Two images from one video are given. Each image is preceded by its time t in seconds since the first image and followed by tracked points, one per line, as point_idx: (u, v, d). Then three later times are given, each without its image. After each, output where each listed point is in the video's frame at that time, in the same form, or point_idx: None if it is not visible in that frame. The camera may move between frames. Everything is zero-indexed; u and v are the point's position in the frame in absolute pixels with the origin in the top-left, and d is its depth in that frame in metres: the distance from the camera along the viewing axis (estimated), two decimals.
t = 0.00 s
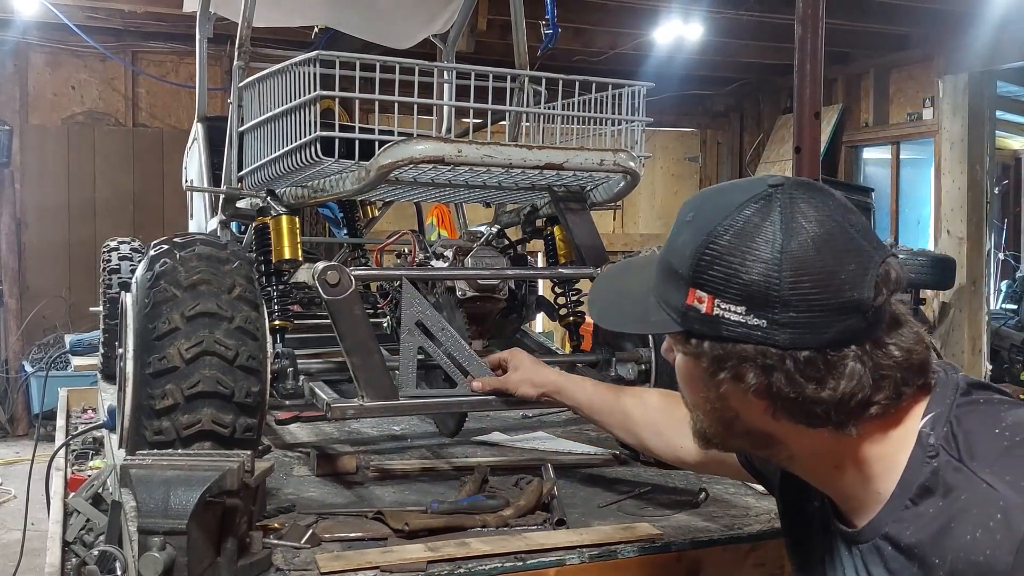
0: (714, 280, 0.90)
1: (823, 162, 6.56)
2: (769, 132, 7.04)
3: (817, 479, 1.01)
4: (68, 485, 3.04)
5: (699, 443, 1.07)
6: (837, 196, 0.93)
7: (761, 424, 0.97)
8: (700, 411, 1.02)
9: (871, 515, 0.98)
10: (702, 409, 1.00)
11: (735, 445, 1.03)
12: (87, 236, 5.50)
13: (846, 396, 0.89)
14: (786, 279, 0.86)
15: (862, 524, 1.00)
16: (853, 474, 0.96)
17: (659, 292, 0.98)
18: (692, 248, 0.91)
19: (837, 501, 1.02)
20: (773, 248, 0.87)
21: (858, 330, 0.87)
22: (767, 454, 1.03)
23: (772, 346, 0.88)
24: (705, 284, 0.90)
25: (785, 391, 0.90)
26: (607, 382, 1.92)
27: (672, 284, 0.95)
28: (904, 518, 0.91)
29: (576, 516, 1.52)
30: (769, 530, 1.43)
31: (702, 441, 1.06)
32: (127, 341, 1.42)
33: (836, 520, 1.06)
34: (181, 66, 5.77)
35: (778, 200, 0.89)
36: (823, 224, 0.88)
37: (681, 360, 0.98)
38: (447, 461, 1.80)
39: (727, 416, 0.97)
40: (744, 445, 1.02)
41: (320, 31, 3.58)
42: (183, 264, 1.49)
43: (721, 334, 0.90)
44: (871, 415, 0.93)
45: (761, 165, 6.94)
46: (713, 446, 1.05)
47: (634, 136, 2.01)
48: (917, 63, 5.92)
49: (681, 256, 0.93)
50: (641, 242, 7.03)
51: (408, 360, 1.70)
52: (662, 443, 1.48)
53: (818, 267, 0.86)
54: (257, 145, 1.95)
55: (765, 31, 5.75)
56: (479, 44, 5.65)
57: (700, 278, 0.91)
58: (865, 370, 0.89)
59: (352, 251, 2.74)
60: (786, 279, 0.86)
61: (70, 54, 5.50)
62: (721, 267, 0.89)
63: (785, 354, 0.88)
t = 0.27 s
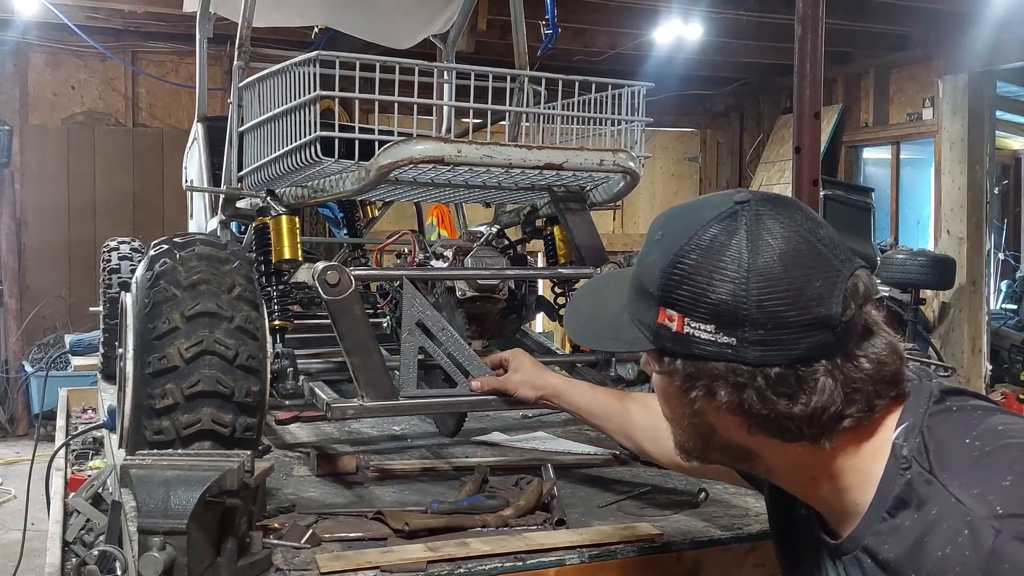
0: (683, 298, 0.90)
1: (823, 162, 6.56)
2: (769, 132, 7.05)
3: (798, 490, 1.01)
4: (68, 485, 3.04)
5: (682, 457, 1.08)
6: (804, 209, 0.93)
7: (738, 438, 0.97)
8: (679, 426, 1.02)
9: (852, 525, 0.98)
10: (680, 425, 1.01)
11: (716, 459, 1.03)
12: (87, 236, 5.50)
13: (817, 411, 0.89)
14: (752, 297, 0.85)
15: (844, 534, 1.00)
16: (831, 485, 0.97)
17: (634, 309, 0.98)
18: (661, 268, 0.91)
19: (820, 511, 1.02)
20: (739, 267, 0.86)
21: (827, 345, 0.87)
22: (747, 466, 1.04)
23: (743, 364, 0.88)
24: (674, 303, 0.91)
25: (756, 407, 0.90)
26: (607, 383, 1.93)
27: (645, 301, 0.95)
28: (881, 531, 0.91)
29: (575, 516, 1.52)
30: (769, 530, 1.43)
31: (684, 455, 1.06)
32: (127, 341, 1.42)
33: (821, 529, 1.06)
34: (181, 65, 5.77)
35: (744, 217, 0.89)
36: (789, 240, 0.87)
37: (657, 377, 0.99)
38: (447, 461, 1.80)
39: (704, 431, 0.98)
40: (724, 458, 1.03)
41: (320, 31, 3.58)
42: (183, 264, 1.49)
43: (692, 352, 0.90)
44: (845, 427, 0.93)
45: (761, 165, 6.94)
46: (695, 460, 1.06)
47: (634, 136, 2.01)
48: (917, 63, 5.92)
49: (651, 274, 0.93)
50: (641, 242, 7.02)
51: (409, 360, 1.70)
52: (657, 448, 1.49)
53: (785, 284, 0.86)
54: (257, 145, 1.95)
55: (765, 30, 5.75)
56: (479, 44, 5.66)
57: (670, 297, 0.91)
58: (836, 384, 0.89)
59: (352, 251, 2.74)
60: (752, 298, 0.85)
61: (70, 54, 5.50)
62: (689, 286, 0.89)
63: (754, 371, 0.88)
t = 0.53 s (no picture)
0: (685, 294, 0.89)
1: (823, 162, 6.56)
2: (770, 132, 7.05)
3: (795, 488, 1.01)
4: (68, 485, 3.04)
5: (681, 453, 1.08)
6: (809, 207, 0.93)
7: (738, 435, 0.97)
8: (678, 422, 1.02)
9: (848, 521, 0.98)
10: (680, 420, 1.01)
11: (715, 457, 1.03)
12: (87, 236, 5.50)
13: (819, 409, 0.89)
14: (756, 294, 0.85)
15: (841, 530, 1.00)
16: (830, 484, 0.97)
17: (635, 304, 0.98)
18: (664, 263, 0.91)
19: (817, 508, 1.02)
20: (743, 263, 0.86)
21: (829, 344, 0.87)
22: (744, 463, 1.03)
23: (745, 360, 0.88)
24: (677, 298, 0.91)
25: (758, 404, 0.90)
26: (607, 383, 1.93)
27: (646, 296, 0.95)
28: (876, 528, 0.91)
29: (576, 516, 1.52)
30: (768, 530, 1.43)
31: (683, 452, 1.06)
32: (127, 341, 1.42)
33: (818, 526, 1.06)
34: (181, 65, 5.76)
35: (748, 214, 0.89)
36: (793, 237, 0.87)
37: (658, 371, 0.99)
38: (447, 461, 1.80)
39: (704, 427, 0.98)
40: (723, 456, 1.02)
41: (320, 31, 3.58)
42: (183, 264, 1.49)
43: (694, 347, 0.90)
44: (845, 426, 0.93)
45: (761, 165, 6.94)
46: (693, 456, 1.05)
47: (634, 136, 2.01)
48: (917, 63, 5.92)
49: (654, 270, 0.93)
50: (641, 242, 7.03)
51: (409, 360, 1.70)
52: (655, 454, 1.46)
53: (789, 281, 0.86)
54: (257, 145, 1.95)
55: (765, 30, 5.75)
56: (479, 44, 5.66)
57: (672, 293, 0.91)
58: (838, 383, 0.89)
59: (352, 251, 2.74)
60: (755, 294, 0.85)
61: (70, 54, 5.50)
62: (693, 280, 0.89)
63: (756, 368, 0.88)
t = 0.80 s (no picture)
0: (696, 288, 0.89)
1: (823, 162, 6.56)
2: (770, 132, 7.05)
3: (801, 484, 1.01)
4: (68, 485, 3.04)
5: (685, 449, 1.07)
6: (819, 204, 0.93)
7: (746, 432, 0.97)
8: (684, 419, 1.01)
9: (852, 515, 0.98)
10: (686, 416, 1.00)
11: (721, 453, 1.03)
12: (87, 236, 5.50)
13: (829, 405, 0.89)
14: (768, 288, 0.85)
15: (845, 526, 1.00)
16: (837, 480, 0.97)
17: (644, 299, 0.98)
18: (676, 257, 0.91)
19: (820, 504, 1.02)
20: (756, 256, 0.86)
21: (840, 340, 0.88)
22: (749, 460, 1.03)
23: (756, 356, 0.88)
24: (688, 292, 0.90)
25: (769, 400, 0.90)
26: (607, 383, 1.93)
27: (656, 291, 0.95)
28: (879, 523, 0.91)
29: (576, 516, 1.52)
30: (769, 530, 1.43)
31: (687, 447, 1.05)
32: (127, 341, 1.42)
33: (820, 521, 1.06)
34: (181, 65, 5.76)
35: (761, 209, 0.89)
36: (806, 233, 0.87)
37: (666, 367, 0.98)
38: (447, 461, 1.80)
39: (711, 423, 0.97)
40: (728, 453, 1.02)
41: (320, 31, 3.59)
42: (183, 264, 1.49)
43: (704, 343, 0.90)
44: (855, 422, 0.93)
45: (761, 165, 6.94)
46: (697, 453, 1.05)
47: (634, 136, 2.01)
48: (917, 63, 5.92)
49: (664, 264, 0.93)
50: (641, 241, 7.02)
51: (408, 360, 1.70)
52: (653, 458, 1.46)
53: (801, 275, 0.86)
54: (257, 145, 1.95)
55: (765, 30, 5.75)
56: (479, 44, 5.65)
57: (684, 287, 0.90)
58: (848, 379, 0.89)
59: (352, 251, 2.74)
60: (769, 288, 0.85)
61: (70, 54, 5.50)
62: (704, 274, 0.88)
63: (768, 364, 0.88)
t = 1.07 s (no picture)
0: (699, 288, 0.89)
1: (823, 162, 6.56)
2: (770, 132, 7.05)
3: (800, 483, 1.01)
4: (68, 485, 3.04)
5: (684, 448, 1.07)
6: (822, 204, 0.93)
7: (747, 432, 0.96)
8: (684, 419, 1.01)
9: (850, 515, 0.99)
10: (687, 416, 1.00)
11: (721, 453, 1.02)
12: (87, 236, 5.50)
13: (832, 407, 0.89)
14: (772, 287, 0.85)
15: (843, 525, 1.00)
16: (837, 481, 0.97)
17: (646, 300, 0.98)
18: (679, 257, 0.91)
19: (819, 504, 1.02)
20: (760, 257, 0.86)
21: (843, 341, 0.88)
22: (749, 460, 1.03)
23: (759, 356, 0.87)
24: (691, 293, 0.90)
25: (772, 401, 0.89)
26: (607, 383, 1.94)
27: (658, 291, 0.95)
28: (878, 522, 0.91)
29: (576, 516, 1.52)
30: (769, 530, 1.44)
31: (686, 447, 1.05)
32: (127, 341, 1.42)
33: (817, 520, 1.06)
34: (181, 65, 5.77)
35: (764, 209, 0.89)
36: (809, 233, 0.87)
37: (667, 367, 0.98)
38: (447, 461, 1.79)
39: (712, 424, 0.97)
40: (728, 452, 1.02)
41: (320, 31, 3.59)
42: (183, 264, 1.49)
43: (707, 343, 0.90)
44: (857, 423, 0.93)
45: (761, 165, 6.95)
46: (697, 452, 1.04)
47: (634, 136, 2.00)
48: (917, 63, 5.92)
49: (667, 265, 0.93)
50: (641, 242, 7.02)
51: (407, 360, 1.70)
52: (654, 460, 1.46)
53: (805, 276, 0.86)
54: (257, 145, 1.95)
55: (765, 30, 5.76)
56: (479, 44, 5.65)
57: (687, 287, 0.90)
58: (851, 380, 0.89)
59: (352, 252, 2.74)
60: (772, 289, 0.85)
61: (70, 54, 5.50)
62: (707, 275, 0.88)
63: (771, 365, 0.88)
